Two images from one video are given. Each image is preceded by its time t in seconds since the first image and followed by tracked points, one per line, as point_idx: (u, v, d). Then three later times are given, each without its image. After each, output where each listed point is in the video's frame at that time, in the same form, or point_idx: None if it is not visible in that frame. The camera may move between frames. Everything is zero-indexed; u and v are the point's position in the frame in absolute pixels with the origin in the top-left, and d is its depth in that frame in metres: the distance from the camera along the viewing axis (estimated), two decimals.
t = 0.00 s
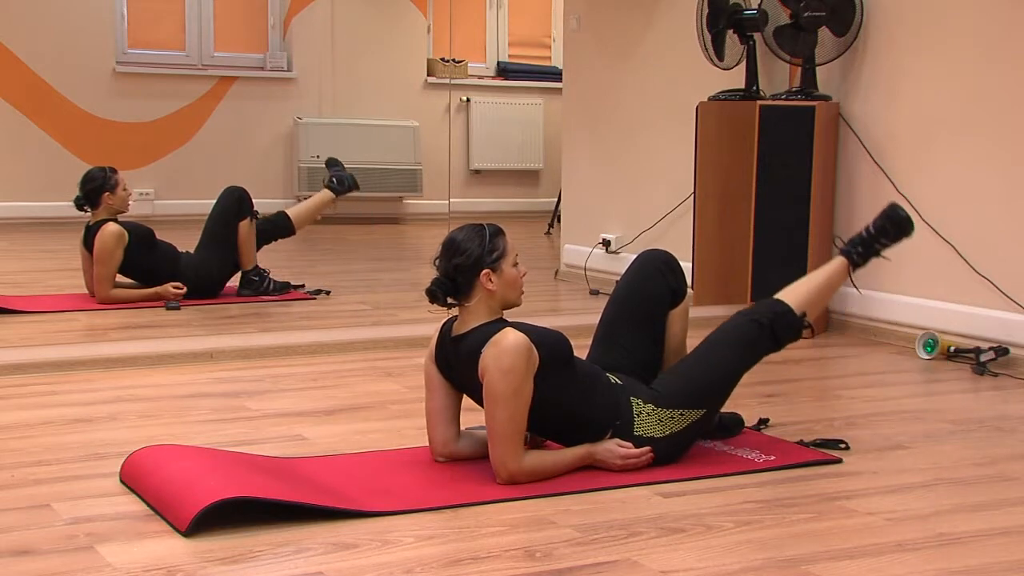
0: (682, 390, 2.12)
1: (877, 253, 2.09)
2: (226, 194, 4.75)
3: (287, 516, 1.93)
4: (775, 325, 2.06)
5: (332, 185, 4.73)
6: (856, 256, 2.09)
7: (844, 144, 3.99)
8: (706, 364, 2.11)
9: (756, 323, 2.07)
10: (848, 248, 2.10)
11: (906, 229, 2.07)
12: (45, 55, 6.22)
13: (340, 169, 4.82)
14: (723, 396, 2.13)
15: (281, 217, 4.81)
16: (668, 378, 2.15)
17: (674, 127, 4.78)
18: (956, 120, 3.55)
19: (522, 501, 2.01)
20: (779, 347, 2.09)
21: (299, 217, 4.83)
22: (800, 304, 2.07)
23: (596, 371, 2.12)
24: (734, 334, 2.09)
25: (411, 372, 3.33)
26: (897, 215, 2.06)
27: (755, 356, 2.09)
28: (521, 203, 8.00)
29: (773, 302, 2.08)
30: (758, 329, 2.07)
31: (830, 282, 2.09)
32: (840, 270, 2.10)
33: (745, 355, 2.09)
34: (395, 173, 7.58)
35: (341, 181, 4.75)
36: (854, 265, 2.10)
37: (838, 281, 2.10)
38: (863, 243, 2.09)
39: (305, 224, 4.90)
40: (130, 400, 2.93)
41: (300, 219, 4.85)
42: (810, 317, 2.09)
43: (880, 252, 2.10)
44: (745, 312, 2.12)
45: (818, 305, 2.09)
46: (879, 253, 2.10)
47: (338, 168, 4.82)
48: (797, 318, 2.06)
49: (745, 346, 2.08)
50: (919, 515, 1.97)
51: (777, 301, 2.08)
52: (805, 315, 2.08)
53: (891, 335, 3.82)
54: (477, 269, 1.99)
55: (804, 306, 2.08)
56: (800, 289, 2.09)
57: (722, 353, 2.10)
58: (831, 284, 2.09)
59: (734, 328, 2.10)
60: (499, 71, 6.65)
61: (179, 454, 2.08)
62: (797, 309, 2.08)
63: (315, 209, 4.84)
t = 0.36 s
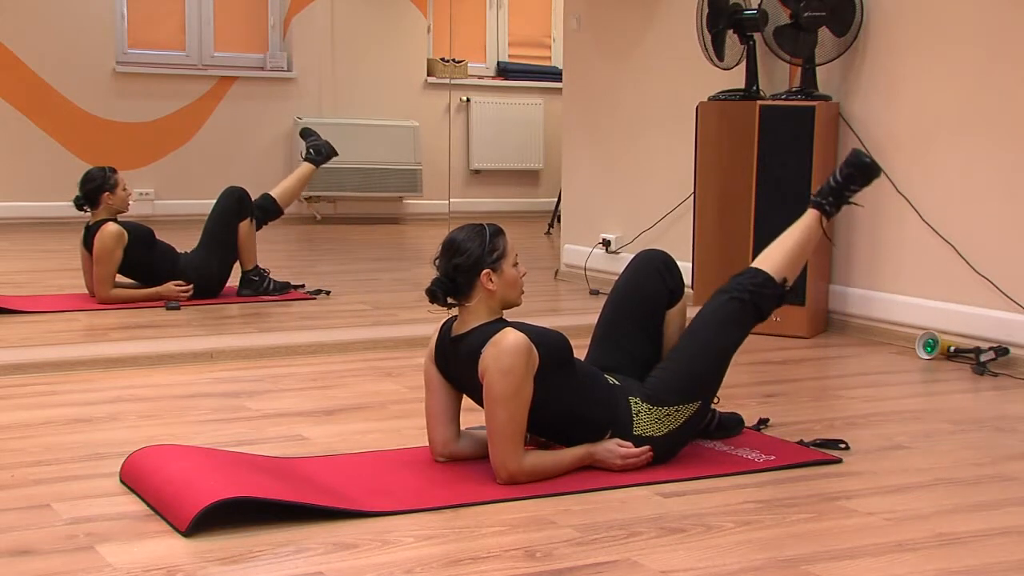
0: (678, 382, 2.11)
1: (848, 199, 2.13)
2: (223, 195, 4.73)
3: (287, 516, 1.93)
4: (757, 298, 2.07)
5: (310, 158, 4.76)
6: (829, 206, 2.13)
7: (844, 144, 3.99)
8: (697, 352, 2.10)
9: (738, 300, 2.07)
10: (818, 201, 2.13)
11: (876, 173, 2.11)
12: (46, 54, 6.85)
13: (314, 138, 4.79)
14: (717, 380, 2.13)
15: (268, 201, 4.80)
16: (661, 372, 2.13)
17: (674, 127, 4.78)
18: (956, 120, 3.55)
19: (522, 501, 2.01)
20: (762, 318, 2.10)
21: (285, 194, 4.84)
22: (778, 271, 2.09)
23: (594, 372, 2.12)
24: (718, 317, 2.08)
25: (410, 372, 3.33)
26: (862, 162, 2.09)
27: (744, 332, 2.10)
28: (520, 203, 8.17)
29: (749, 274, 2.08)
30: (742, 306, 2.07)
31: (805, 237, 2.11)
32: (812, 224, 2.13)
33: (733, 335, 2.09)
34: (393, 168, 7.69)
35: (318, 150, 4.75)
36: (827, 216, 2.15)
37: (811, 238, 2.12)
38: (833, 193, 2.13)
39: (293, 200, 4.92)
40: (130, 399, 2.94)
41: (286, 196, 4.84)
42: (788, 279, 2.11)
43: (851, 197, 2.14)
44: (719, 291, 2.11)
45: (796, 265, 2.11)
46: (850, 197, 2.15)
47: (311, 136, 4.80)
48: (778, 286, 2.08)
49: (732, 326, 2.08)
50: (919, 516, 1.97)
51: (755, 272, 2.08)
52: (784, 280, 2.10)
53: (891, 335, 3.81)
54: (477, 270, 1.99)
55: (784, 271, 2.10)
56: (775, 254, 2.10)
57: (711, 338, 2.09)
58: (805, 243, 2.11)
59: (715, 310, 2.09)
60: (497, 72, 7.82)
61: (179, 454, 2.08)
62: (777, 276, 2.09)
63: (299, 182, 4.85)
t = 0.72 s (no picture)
0: (675, 379, 2.12)
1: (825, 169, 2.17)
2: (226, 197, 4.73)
3: (288, 517, 1.93)
4: (742, 283, 2.11)
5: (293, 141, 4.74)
6: (804, 179, 2.16)
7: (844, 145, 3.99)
8: (690, 345, 2.11)
9: (724, 287, 2.11)
10: (795, 175, 2.18)
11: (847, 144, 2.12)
12: (44, 54, 6.85)
13: (297, 121, 4.78)
14: (712, 373, 2.15)
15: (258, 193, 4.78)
16: (656, 370, 2.14)
17: (674, 127, 4.77)
18: (956, 120, 3.55)
19: (522, 501, 2.01)
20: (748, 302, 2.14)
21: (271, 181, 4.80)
22: (761, 257, 2.12)
23: (595, 372, 2.12)
24: (707, 306, 2.11)
25: (410, 372, 3.33)
26: (830, 134, 2.10)
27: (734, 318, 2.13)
28: (520, 203, 8.17)
29: (732, 261, 2.12)
30: (728, 291, 2.11)
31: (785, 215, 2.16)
32: (790, 198, 2.16)
33: (723, 322, 2.12)
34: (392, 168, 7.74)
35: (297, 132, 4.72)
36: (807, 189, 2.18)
37: (791, 215, 2.16)
38: (808, 166, 2.17)
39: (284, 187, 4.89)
40: (130, 399, 2.94)
41: (276, 184, 4.82)
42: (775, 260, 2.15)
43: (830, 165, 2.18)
44: (702, 282, 2.15)
45: (779, 244, 2.15)
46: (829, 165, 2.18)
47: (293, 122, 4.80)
48: (762, 269, 2.12)
49: (721, 314, 2.11)
50: (919, 516, 1.97)
51: (738, 257, 2.12)
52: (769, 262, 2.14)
53: (891, 335, 3.81)
54: (478, 270, 1.99)
55: (767, 255, 2.13)
56: (756, 238, 2.14)
57: (703, 328, 2.11)
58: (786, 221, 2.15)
59: (701, 301, 2.12)
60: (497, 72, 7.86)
61: (179, 454, 2.08)
62: (761, 260, 2.13)
63: (284, 169, 4.82)
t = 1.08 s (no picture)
0: (676, 378, 2.12)
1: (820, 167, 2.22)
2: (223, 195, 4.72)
3: (288, 517, 1.93)
4: (740, 282, 2.12)
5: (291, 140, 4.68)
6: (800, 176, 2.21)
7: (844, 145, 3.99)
8: (690, 344, 2.12)
9: (722, 286, 2.12)
10: (791, 173, 2.22)
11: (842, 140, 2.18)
12: (44, 54, 6.85)
13: (296, 120, 4.73)
14: (711, 372, 2.15)
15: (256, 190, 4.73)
16: (655, 370, 2.14)
17: (674, 127, 4.77)
18: (955, 120, 3.55)
19: (522, 501, 2.01)
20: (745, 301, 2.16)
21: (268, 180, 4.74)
22: (759, 253, 2.14)
23: (595, 372, 2.12)
24: (706, 306, 2.12)
25: (410, 372, 3.33)
26: (827, 129, 2.16)
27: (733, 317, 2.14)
28: (520, 203, 8.18)
29: (730, 259, 2.14)
30: (726, 290, 2.12)
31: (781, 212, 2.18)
32: (787, 196, 2.20)
33: (721, 320, 2.13)
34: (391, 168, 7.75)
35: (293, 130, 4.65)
36: (802, 187, 2.22)
37: (789, 212, 2.19)
38: (804, 163, 2.21)
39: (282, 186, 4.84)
40: (129, 399, 2.93)
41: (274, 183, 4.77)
42: (772, 258, 2.17)
43: (824, 163, 2.23)
44: (699, 282, 2.16)
45: (777, 241, 2.17)
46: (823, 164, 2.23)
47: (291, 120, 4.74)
48: (760, 266, 2.13)
49: (720, 312, 2.12)
50: (918, 515, 1.97)
51: (736, 256, 2.14)
52: (766, 260, 2.15)
53: (891, 335, 3.81)
54: (476, 270, 1.99)
55: (765, 252, 2.15)
56: (754, 235, 2.16)
57: (702, 327, 2.12)
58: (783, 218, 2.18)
59: (699, 300, 2.13)
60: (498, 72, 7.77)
61: (179, 454, 2.08)
62: (758, 258, 2.14)
63: (283, 168, 4.74)
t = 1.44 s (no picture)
0: (676, 379, 2.12)
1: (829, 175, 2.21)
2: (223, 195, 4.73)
3: (288, 516, 1.93)
4: (744, 286, 2.12)
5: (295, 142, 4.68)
6: (808, 182, 2.21)
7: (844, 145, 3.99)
8: (692, 346, 2.11)
9: (726, 289, 2.11)
10: (799, 180, 2.21)
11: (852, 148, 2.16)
12: (44, 54, 6.85)
13: (300, 124, 4.74)
14: (713, 374, 2.15)
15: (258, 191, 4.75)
16: (657, 370, 2.14)
17: (675, 127, 4.77)
18: (955, 121, 3.55)
19: (523, 501, 2.01)
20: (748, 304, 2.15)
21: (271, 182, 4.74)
22: (763, 258, 2.14)
23: (595, 372, 2.12)
24: (709, 308, 2.12)
25: (410, 372, 3.33)
26: (836, 137, 2.14)
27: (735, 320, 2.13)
28: (521, 203, 8.19)
29: (735, 263, 2.13)
30: (731, 293, 2.11)
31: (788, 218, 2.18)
32: (795, 203, 2.20)
33: (724, 323, 2.12)
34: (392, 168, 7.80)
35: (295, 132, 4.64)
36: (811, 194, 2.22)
37: (795, 219, 2.19)
38: (812, 171, 2.21)
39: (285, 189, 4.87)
40: (130, 399, 2.94)
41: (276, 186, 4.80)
42: (777, 263, 2.16)
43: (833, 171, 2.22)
44: (703, 284, 2.15)
45: (782, 247, 2.17)
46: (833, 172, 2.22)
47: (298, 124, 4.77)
48: (765, 271, 2.13)
49: (723, 315, 2.12)
50: (918, 515, 1.97)
51: (741, 260, 2.13)
52: (771, 264, 2.15)
53: (891, 335, 3.81)
54: (476, 270, 1.99)
55: (770, 258, 2.15)
56: (759, 240, 2.16)
57: (704, 329, 2.11)
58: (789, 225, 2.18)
59: (703, 302, 2.13)
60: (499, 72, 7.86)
61: (180, 454, 2.08)
62: (763, 262, 2.14)
63: (286, 172, 4.78)
